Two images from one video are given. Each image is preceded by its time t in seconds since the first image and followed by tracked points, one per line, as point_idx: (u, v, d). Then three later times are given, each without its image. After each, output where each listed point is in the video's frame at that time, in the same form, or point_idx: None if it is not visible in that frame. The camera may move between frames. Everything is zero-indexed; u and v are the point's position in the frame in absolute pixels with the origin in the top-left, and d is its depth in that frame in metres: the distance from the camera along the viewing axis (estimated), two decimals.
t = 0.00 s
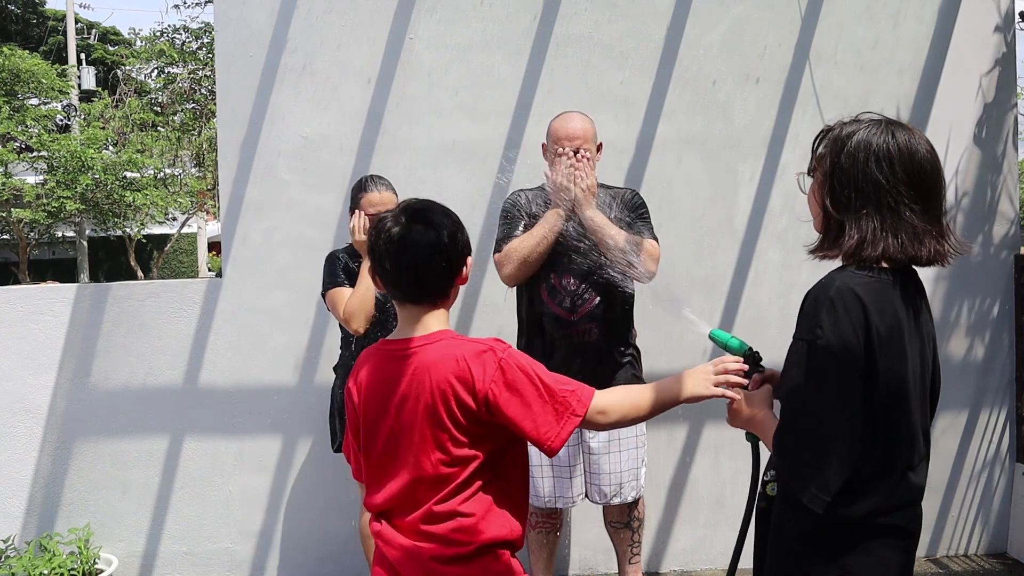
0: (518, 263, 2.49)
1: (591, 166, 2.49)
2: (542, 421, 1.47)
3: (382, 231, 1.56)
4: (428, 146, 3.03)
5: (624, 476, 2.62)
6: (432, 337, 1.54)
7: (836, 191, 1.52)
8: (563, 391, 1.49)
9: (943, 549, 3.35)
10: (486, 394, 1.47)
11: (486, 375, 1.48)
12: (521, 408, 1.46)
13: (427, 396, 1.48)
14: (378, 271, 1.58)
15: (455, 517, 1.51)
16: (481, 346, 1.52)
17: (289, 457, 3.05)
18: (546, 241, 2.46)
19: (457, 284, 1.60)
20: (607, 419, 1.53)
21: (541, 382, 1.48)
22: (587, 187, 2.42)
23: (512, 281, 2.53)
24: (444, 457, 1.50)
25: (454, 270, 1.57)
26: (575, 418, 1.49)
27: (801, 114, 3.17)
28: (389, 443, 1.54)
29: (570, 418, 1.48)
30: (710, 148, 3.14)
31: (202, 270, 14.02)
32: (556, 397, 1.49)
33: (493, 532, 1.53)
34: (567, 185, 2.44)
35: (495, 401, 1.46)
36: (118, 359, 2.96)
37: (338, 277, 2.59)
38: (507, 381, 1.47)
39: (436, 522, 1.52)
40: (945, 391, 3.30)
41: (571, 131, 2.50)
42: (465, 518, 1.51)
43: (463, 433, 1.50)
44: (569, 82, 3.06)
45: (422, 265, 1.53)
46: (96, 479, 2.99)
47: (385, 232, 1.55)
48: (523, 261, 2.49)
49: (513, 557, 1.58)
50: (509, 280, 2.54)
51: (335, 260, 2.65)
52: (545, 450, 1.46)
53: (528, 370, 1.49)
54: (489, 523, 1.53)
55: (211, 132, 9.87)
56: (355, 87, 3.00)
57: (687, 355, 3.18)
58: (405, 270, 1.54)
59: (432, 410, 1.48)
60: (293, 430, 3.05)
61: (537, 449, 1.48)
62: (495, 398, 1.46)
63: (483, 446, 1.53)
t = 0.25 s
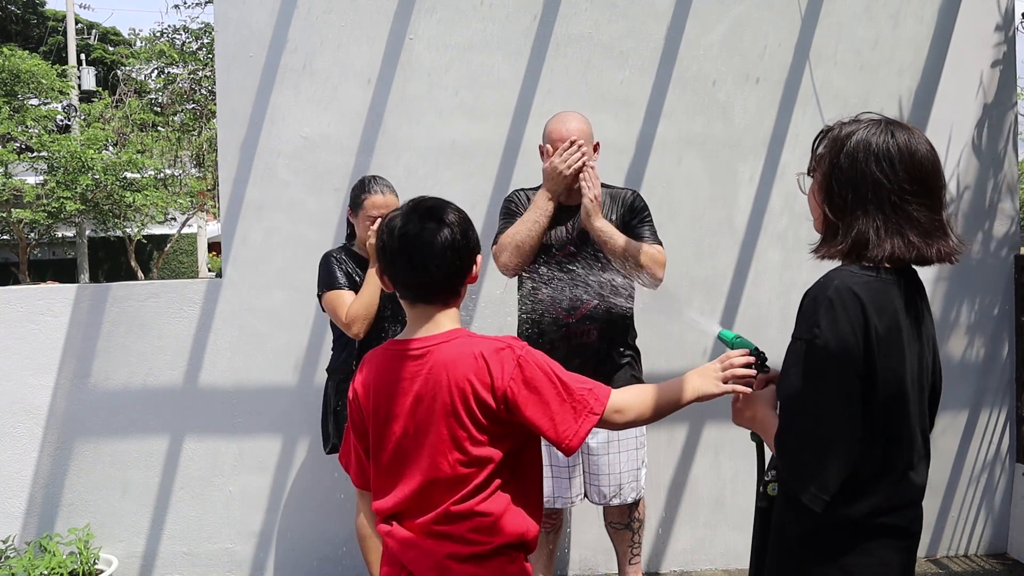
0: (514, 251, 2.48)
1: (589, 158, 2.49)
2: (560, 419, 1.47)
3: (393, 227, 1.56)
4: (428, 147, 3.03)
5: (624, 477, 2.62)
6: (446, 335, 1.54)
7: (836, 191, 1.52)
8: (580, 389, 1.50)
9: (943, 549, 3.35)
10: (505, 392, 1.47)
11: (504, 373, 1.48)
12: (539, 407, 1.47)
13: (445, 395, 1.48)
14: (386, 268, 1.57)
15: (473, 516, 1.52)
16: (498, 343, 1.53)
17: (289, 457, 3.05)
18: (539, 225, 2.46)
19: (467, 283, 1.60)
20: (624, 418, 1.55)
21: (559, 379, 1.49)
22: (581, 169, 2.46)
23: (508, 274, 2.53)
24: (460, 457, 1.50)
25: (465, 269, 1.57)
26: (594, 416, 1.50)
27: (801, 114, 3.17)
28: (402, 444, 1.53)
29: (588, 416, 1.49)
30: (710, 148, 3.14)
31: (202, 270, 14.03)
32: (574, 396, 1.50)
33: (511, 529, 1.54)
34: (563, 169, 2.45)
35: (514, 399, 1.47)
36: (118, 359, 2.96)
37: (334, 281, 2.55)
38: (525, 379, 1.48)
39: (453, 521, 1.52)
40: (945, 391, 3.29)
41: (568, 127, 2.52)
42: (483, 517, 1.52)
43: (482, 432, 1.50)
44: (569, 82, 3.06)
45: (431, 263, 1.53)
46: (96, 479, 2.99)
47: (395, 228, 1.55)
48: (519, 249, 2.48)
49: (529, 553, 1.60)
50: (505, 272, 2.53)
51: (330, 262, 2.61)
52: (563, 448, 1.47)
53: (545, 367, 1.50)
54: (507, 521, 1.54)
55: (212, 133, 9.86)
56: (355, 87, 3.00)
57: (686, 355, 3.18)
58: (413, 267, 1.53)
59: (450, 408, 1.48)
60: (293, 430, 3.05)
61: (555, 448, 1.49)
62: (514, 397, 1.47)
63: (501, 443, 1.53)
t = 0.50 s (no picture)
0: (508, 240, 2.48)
1: (586, 151, 2.49)
2: (573, 418, 1.49)
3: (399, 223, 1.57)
4: (428, 147, 3.03)
5: (622, 478, 2.62)
6: (452, 335, 1.53)
7: (834, 191, 1.51)
8: (591, 388, 1.53)
9: (943, 549, 3.35)
10: (518, 393, 1.48)
11: (516, 374, 1.49)
12: (551, 407, 1.48)
13: (456, 397, 1.47)
14: (390, 265, 1.57)
15: (486, 518, 1.53)
16: (509, 342, 1.54)
17: (289, 457, 3.05)
18: (534, 213, 2.46)
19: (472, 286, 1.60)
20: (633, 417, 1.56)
21: (568, 379, 1.51)
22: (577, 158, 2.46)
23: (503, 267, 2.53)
24: (470, 460, 1.50)
25: (470, 271, 1.57)
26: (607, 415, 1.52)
27: (801, 114, 3.17)
28: (410, 449, 1.51)
29: (600, 414, 1.51)
30: (710, 148, 3.14)
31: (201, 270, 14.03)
32: (585, 395, 1.51)
33: (523, 530, 1.56)
34: (563, 158, 2.44)
35: (526, 400, 1.48)
36: (118, 359, 2.96)
37: (337, 282, 2.54)
38: (536, 379, 1.49)
39: (465, 525, 1.52)
40: (945, 391, 3.30)
41: (565, 121, 2.50)
42: (495, 519, 1.53)
43: (494, 435, 1.50)
44: (569, 82, 3.06)
45: (435, 262, 1.52)
46: (96, 479, 2.99)
47: (400, 225, 1.56)
48: (514, 238, 2.48)
49: (539, 552, 1.62)
50: (502, 262, 2.53)
51: (331, 263, 2.59)
52: (576, 449, 1.49)
53: (557, 366, 1.52)
54: (519, 522, 1.56)
55: (212, 132, 9.85)
56: (355, 87, 3.00)
57: (686, 355, 3.18)
58: (417, 266, 1.53)
59: (461, 412, 1.47)
60: (293, 430, 3.05)
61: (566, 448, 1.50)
62: (526, 398, 1.48)
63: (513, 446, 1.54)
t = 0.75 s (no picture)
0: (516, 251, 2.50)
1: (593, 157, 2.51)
2: (576, 422, 1.50)
3: (400, 222, 1.57)
4: (428, 146, 3.03)
5: (621, 479, 2.62)
6: (455, 339, 1.53)
7: (834, 189, 1.51)
8: (593, 391, 1.54)
9: (943, 549, 3.35)
10: (521, 397, 1.49)
11: (518, 378, 1.49)
12: (553, 413, 1.49)
13: (459, 401, 1.47)
14: (390, 264, 1.58)
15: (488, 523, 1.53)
16: (512, 346, 1.54)
17: (289, 457, 3.05)
18: (542, 222, 2.48)
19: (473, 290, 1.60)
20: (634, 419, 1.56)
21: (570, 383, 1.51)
22: (586, 167, 2.49)
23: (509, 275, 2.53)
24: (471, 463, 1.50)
25: (470, 274, 1.56)
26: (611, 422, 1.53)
27: (801, 114, 3.17)
28: (411, 455, 1.50)
29: (603, 418, 1.51)
30: (710, 148, 3.14)
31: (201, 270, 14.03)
32: (586, 398, 1.52)
33: (525, 534, 1.57)
34: (573, 166, 2.46)
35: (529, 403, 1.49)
36: (118, 359, 2.96)
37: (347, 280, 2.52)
38: (539, 383, 1.50)
39: (469, 530, 1.52)
40: (945, 391, 3.30)
41: (572, 125, 2.52)
42: (500, 522, 1.54)
43: (496, 439, 1.50)
44: (570, 82, 3.06)
45: (432, 263, 1.52)
46: (96, 479, 2.99)
47: (401, 223, 1.56)
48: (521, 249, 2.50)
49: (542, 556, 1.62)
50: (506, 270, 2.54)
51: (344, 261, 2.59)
52: (578, 454, 1.49)
53: (561, 370, 1.53)
54: (521, 526, 1.56)
55: (211, 132, 9.85)
56: (355, 87, 3.00)
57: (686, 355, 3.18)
58: (415, 266, 1.53)
59: (465, 416, 1.47)
60: (293, 430, 3.05)
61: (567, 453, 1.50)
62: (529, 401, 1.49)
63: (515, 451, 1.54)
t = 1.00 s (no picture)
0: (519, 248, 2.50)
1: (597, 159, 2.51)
2: (579, 418, 1.52)
3: (398, 223, 1.57)
4: (428, 147, 3.03)
5: (623, 479, 2.62)
6: (456, 341, 1.53)
7: (832, 188, 1.51)
8: (591, 390, 1.56)
9: (943, 549, 3.35)
10: (523, 396, 1.50)
11: (519, 377, 1.50)
12: (553, 409, 1.51)
13: (462, 402, 1.47)
14: (388, 264, 1.58)
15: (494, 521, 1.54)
16: (513, 346, 1.55)
17: (289, 457, 3.05)
18: (544, 224, 2.47)
19: (472, 290, 1.60)
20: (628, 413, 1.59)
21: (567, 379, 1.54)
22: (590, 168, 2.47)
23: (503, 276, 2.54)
24: (474, 463, 1.50)
25: (468, 274, 1.56)
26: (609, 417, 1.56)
27: (801, 114, 3.17)
28: (414, 457, 1.49)
29: (604, 413, 1.55)
30: (710, 148, 3.14)
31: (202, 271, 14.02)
32: (587, 395, 1.55)
33: (530, 531, 1.58)
34: (577, 169, 2.45)
35: (531, 401, 1.50)
36: (118, 360, 2.96)
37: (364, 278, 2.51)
38: (539, 381, 1.51)
39: (474, 530, 1.52)
40: (945, 391, 3.29)
41: (575, 127, 2.52)
42: (505, 521, 1.55)
43: (499, 439, 1.50)
44: (570, 83, 3.06)
45: (430, 263, 1.52)
46: (96, 479, 2.99)
47: (399, 223, 1.56)
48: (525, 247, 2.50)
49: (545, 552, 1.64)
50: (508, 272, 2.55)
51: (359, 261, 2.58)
52: (580, 449, 1.52)
53: (561, 368, 1.56)
54: (525, 523, 1.58)
55: (212, 133, 9.85)
56: (355, 87, 3.00)
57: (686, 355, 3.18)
58: (414, 265, 1.53)
59: (469, 417, 1.47)
60: (293, 430, 3.05)
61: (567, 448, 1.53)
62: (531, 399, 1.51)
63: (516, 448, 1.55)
